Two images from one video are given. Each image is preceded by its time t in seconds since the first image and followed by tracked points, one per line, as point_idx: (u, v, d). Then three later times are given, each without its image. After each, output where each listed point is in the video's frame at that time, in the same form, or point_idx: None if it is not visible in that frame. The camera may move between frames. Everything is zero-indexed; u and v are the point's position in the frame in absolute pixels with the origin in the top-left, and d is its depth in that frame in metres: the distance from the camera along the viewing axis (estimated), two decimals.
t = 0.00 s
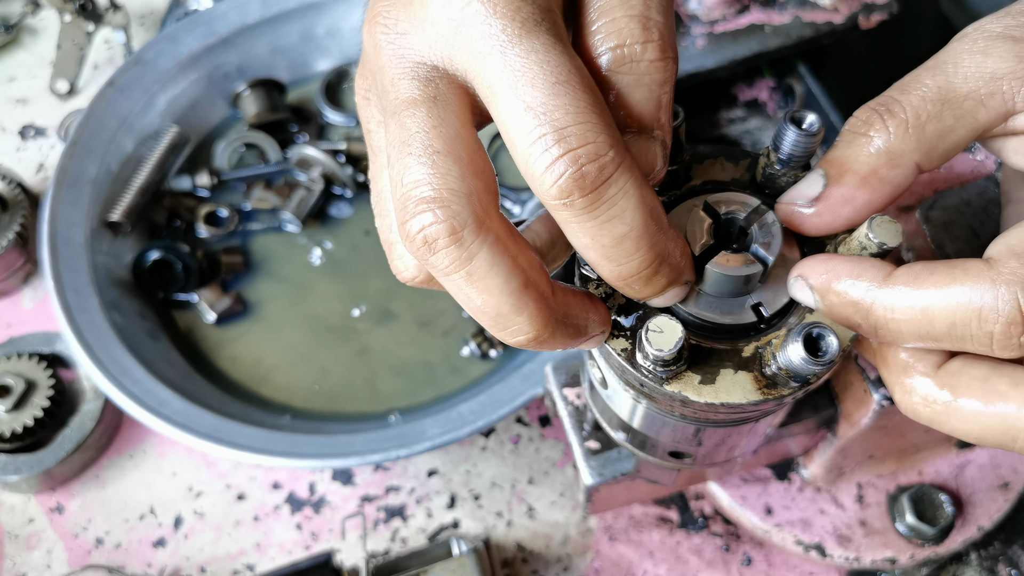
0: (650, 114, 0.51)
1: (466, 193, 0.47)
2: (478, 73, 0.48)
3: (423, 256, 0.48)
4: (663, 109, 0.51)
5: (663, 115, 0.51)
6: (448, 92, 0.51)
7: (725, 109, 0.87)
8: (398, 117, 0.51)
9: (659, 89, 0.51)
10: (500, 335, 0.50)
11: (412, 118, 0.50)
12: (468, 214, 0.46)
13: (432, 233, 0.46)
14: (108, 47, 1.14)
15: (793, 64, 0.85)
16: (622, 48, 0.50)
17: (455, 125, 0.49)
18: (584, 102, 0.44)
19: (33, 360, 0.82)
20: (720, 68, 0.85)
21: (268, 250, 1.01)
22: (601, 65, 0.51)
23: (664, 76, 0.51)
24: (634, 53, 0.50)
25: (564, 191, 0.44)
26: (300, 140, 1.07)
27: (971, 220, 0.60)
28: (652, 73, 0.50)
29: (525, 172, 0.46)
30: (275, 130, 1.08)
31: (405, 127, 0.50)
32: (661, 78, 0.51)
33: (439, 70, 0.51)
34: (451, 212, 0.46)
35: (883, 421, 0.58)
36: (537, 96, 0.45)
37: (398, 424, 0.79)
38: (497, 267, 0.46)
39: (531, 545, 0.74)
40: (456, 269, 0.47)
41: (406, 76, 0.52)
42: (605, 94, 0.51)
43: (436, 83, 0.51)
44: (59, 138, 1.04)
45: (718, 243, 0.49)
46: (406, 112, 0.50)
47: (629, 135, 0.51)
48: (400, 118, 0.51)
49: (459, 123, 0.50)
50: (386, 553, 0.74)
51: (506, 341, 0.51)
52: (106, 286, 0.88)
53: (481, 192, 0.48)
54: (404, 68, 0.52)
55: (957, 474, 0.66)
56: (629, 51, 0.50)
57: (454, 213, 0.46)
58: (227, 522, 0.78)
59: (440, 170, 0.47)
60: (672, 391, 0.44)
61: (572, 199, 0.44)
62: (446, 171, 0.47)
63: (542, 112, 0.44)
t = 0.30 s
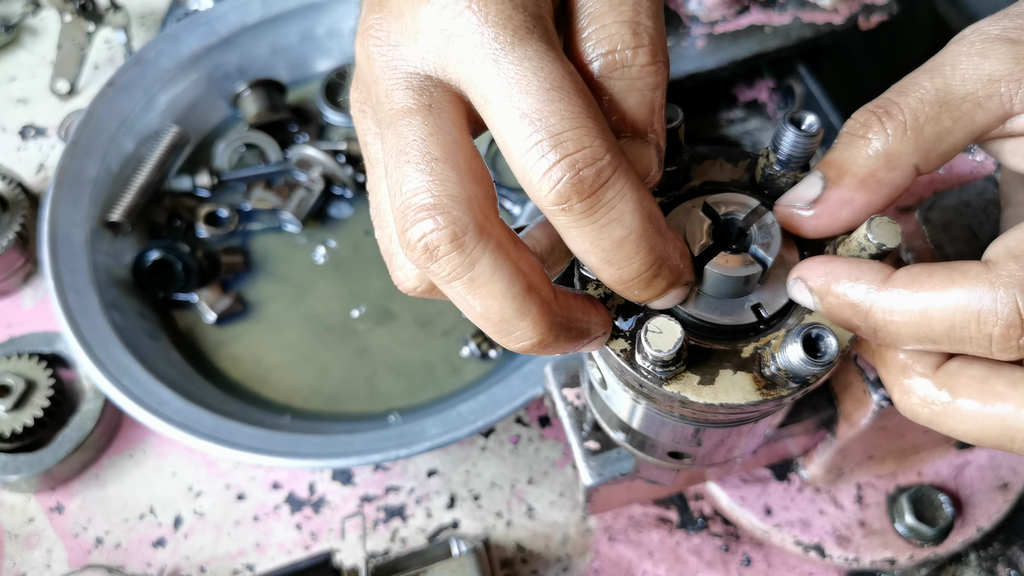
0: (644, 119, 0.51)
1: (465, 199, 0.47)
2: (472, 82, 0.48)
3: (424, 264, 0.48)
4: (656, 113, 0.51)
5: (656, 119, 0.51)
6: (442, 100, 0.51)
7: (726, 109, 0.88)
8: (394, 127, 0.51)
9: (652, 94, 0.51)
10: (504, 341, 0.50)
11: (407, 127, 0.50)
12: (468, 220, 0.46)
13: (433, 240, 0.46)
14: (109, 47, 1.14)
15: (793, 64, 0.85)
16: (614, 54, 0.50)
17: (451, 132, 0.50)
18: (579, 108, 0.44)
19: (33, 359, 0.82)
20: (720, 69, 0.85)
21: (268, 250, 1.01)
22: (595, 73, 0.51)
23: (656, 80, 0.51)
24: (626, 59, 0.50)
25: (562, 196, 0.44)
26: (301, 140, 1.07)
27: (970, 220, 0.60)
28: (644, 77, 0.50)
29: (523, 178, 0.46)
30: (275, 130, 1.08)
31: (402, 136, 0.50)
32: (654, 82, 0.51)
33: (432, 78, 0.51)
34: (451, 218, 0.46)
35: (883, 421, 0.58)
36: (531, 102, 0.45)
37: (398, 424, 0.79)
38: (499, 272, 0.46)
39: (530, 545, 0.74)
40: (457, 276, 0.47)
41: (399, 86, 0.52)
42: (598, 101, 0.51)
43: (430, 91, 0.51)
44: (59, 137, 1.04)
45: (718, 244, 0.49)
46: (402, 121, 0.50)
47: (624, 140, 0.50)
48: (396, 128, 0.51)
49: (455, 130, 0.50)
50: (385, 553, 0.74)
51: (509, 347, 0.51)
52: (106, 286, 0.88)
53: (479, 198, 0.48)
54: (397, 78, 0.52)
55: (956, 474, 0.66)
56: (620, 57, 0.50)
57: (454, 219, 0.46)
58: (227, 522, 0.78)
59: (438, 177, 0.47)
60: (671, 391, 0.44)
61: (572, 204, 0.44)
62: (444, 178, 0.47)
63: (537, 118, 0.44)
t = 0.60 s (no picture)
0: (637, 124, 0.51)
1: (460, 208, 0.47)
2: (462, 91, 0.48)
3: (421, 273, 0.48)
4: (651, 118, 0.51)
5: (651, 124, 0.51)
6: (437, 109, 0.51)
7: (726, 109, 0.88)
8: (389, 137, 0.51)
9: (646, 97, 0.51)
10: (504, 348, 0.50)
11: (402, 137, 0.50)
12: (463, 228, 0.46)
13: (428, 250, 0.46)
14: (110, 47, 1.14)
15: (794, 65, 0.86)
16: (606, 58, 0.50)
17: (445, 141, 0.50)
18: (565, 117, 0.44)
19: (34, 360, 0.82)
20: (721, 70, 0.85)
21: (269, 251, 1.01)
22: (587, 76, 0.51)
23: (649, 84, 0.51)
24: (619, 63, 0.50)
25: (548, 207, 0.44)
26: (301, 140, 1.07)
27: (970, 220, 0.60)
28: (638, 80, 0.50)
29: (512, 187, 0.46)
30: (276, 130, 1.08)
31: (396, 147, 0.50)
32: (647, 85, 0.51)
33: (425, 88, 0.51)
34: (446, 227, 0.46)
35: (883, 422, 0.58)
36: (519, 112, 0.45)
37: (398, 425, 0.79)
38: (496, 279, 0.46)
39: (531, 545, 0.74)
40: (454, 284, 0.47)
41: (394, 96, 0.52)
42: (592, 106, 0.51)
43: (424, 100, 0.51)
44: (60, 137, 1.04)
45: (719, 245, 0.49)
46: (396, 132, 0.51)
47: (615, 144, 0.50)
48: (391, 138, 0.51)
49: (450, 138, 0.50)
50: (386, 554, 0.74)
51: (510, 353, 0.51)
52: (106, 286, 0.88)
53: (476, 206, 0.48)
54: (391, 88, 0.53)
55: (956, 475, 0.66)
56: (613, 61, 0.50)
57: (449, 227, 0.46)
58: (228, 522, 0.78)
59: (433, 186, 0.47)
60: (672, 392, 0.44)
61: (561, 214, 0.44)
62: (438, 187, 0.47)
63: (525, 127, 0.45)
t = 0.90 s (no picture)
0: (504, 68, 0.56)
1: (335, 149, 0.52)
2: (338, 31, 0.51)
3: (293, 206, 0.55)
4: (518, 63, 0.56)
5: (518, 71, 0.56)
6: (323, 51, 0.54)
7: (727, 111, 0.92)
8: (278, 81, 0.54)
9: (516, 44, 0.55)
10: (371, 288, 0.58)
11: (287, 77, 0.53)
12: (332, 167, 0.52)
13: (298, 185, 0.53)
14: (110, 46, 1.14)
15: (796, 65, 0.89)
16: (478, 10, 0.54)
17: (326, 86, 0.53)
18: (414, 62, 0.49)
19: (34, 360, 0.82)
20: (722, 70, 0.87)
21: (269, 251, 1.01)
22: (466, 41, 0.55)
23: (521, 32, 0.55)
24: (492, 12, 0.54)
25: (376, 147, 0.49)
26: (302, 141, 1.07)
27: (972, 221, 0.59)
28: (507, 29, 0.55)
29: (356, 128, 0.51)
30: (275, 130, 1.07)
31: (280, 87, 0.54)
32: (517, 34, 0.55)
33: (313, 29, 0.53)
34: (319, 167, 0.52)
35: (885, 423, 0.58)
36: (378, 56, 0.49)
37: (399, 425, 0.78)
38: (365, 214, 0.53)
39: (531, 546, 0.74)
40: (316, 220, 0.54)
41: (281, 33, 0.54)
42: (460, 53, 0.56)
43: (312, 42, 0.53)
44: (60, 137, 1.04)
45: (722, 246, 0.47)
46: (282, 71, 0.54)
47: (471, 90, 0.56)
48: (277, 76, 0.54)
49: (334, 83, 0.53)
50: (386, 555, 0.74)
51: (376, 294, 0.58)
52: (106, 286, 0.87)
53: (353, 149, 0.53)
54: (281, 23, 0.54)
55: (958, 476, 0.66)
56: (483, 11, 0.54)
57: (319, 168, 0.52)
58: (228, 523, 0.78)
59: (312, 128, 0.52)
60: (675, 393, 0.44)
61: (450, 180, 0.48)
62: (317, 127, 0.52)
63: (388, 69, 0.49)
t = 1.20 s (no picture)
0: None
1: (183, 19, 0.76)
2: None
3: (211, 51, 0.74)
4: None
5: None
6: None
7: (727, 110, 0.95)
8: None
9: None
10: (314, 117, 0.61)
11: None
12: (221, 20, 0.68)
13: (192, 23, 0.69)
14: (109, 47, 1.14)
15: (794, 65, 0.93)
16: None
17: None
18: None
19: (33, 360, 0.82)
20: (722, 71, 0.89)
21: (268, 251, 1.01)
22: None
23: None
24: None
25: None
26: (301, 141, 1.08)
27: (972, 223, 0.59)
28: None
29: None
30: (275, 130, 1.08)
31: None
32: None
33: None
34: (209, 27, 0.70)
35: (884, 424, 0.58)
36: None
37: (398, 426, 0.78)
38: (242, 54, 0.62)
39: (531, 547, 0.74)
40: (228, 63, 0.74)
41: None
42: None
43: None
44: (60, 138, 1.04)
45: (720, 248, 0.47)
46: None
47: None
48: None
49: None
50: (386, 556, 0.74)
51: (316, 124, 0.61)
52: (106, 286, 0.87)
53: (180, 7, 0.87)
54: None
55: (958, 477, 0.66)
56: None
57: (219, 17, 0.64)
58: (227, 524, 0.78)
59: None
60: (674, 394, 0.45)
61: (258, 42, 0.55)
62: None
63: None
